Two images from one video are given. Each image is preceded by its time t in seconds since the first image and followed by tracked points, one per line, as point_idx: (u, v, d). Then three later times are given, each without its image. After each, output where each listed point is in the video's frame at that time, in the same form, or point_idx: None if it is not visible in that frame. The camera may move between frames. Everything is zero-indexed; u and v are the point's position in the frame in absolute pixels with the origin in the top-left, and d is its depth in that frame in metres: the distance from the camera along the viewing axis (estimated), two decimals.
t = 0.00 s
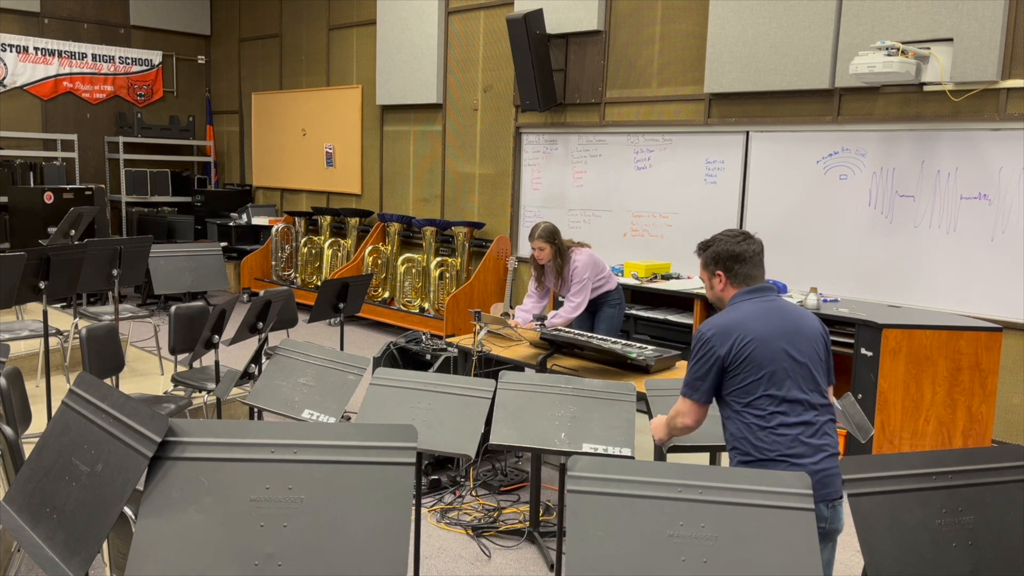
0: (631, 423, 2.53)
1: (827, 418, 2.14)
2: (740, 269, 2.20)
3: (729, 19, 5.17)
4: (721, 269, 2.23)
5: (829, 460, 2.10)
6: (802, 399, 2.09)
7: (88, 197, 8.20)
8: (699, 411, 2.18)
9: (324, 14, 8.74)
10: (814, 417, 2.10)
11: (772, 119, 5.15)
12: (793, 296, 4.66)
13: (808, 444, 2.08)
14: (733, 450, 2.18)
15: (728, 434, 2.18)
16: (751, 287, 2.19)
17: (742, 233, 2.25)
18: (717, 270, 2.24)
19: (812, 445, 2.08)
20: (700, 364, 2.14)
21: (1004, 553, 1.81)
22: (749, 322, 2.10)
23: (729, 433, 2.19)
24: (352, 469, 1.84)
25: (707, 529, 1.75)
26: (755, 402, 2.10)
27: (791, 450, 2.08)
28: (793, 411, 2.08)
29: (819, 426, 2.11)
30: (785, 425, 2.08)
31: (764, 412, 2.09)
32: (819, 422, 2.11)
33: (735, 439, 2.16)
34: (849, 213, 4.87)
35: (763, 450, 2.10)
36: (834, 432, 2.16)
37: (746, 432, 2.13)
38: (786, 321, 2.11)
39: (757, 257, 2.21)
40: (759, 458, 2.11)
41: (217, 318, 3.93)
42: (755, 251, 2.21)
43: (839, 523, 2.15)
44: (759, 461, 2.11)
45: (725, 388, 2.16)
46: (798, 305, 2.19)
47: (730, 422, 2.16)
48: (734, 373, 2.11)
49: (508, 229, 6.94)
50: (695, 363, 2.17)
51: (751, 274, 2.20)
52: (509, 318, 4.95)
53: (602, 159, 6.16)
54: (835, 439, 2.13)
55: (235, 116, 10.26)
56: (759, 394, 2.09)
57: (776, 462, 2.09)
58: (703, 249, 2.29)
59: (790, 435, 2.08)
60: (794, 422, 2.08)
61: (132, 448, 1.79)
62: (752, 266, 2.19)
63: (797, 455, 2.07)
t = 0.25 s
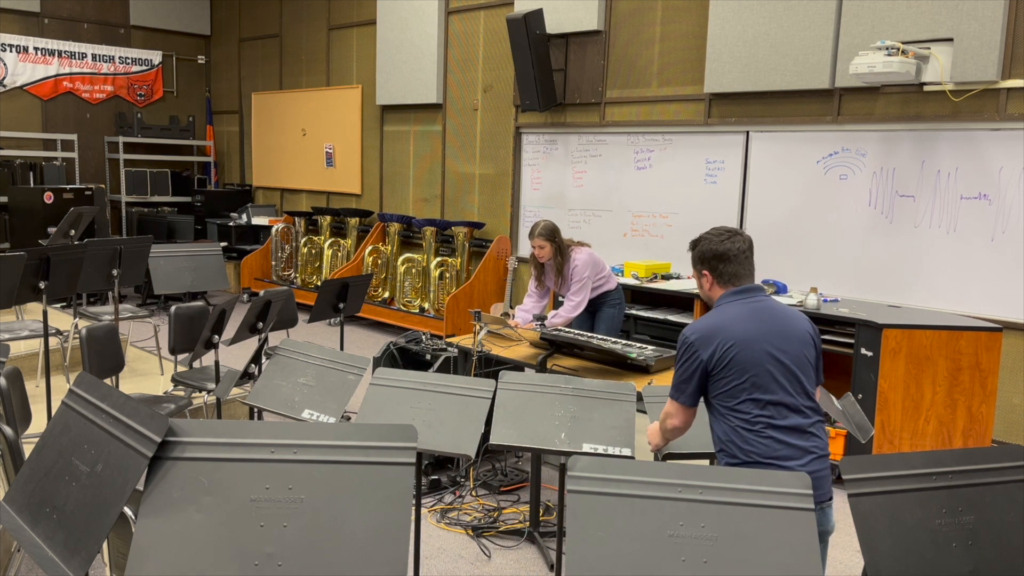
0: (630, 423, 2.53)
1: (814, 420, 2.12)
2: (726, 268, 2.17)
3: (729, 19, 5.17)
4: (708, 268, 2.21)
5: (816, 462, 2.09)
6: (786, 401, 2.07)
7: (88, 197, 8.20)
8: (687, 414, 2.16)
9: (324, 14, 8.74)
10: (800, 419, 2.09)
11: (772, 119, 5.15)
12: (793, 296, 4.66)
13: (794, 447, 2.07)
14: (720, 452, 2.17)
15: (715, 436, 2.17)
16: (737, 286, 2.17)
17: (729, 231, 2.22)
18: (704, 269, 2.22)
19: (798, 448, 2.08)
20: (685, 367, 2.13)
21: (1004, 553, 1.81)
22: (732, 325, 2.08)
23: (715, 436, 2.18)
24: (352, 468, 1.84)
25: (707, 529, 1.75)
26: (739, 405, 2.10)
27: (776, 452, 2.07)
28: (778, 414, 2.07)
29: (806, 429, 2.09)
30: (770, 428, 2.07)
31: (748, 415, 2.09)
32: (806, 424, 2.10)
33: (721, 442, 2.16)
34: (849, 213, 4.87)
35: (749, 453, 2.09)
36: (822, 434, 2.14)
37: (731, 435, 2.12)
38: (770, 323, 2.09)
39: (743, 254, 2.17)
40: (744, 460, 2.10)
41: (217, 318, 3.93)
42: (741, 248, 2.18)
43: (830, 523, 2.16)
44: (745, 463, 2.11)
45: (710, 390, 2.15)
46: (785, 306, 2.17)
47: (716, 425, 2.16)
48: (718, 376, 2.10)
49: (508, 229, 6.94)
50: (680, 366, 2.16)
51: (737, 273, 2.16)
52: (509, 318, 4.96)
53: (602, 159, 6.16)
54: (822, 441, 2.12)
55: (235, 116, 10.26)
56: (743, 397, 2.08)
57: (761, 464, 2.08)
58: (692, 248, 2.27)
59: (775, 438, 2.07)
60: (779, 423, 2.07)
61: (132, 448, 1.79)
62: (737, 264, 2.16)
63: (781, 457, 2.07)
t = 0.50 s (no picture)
0: (630, 423, 2.53)
1: (808, 422, 2.12)
2: (719, 269, 2.17)
3: (729, 19, 5.17)
4: (702, 269, 2.22)
5: (808, 464, 2.09)
6: (779, 403, 2.07)
7: (88, 197, 8.20)
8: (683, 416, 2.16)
9: (324, 14, 8.74)
10: (793, 420, 2.09)
11: (772, 119, 5.15)
12: (793, 296, 4.67)
13: (786, 449, 2.07)
14: (712, 453, 2.17)
15: (707, 436, 2.17)
16: (731, 287, 2.16)
17: (725, 231, 2.22)
18: (699, 270, 2.22)
19: (790, 449, 2.08)
20: (678, 367, 2.13)
21: (1004, 553, 1.81)
22: (725, 325, 2.07)
23: (708, 436, 2.18)
24: (352, 468, 1.84)
25: (707, 529, 1.75)
26: (731, 405, 2.09)
27: (767, 454, 2.07)
28: (770, 415, 2.07)
29: (799, 430, 2.09)
30: (762, 430, 2.07)
31: (739, 416, 2.09)
32: (798, 426, 2.09)
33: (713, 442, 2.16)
34: (849, 213, 4.87)
35: (740, 454, 2.09)
36: (816, 435, 2.14)
37: (722, 436, 2.12)
38: (764, 323, 2.08)
39: (737, 254, 2.17)
40: (735, 461, 2.10)
41: (217, 318, 3.93)
42: (734, 248, 2.17)
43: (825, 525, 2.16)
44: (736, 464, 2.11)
45: (703, 391, 2.15)
46: (780, 306, 2.16)
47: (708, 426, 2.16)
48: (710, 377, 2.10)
49: (508, 229, 6.94)
50: (673, 367, 2.16)
51: (730, 273, 2.16)
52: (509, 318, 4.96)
53: (602, 159, 6.16)
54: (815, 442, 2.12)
55: (235, 116, 10.26)
56: (736, 398, 2.08)
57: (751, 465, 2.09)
58: (687, 249, 2.28)
59: (767, 439, 2.07)
60: (771, 425, 2.07)
61: (132, 448, 1.79)
62: (730, 265, 2.16)
63: (772, 458, 2.06)
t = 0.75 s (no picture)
0: (631, 423, 2.53)
1: (813, 420, 2.12)
2: (710, 272, 2.16)
3: (729, 19, 5.17)
4: (698, 271, 2.21)
5: (814, 462, 2.09)
6: (781, 402, 2.07)
7: (88, 197, 8.20)
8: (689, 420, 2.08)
9: (324, 14, 8.74)
10: (797, 419, 2.09)
11: (772, 119, 5.15)
12: (793, 296, 4.67)
13: (791, 449, 2.07)
14: (717, 454, 2.18)
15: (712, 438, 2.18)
16: (724, 290, 2.15)
17: (720, 232, 2.19)
18: (698, 272, 2.22)
19: (795, 449, 2.08)
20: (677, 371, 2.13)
21: (1004, 553, 1.81)
22: (723, 328, 2.07)
23: (712, 437, 2.19)
24: (352, 468, 1.84)
25: (707, 529, 1.74)
26: (734, 407, 2.10)
27: (772, 454, 2.07)
28: (773, 416, 2.07)
29: (803, 429, 2.09)
30: (766, 431, 2.08)
31: (743, 417, 2.09)
32: (803, 424, 2.09)
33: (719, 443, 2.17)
34: (849, 213, 4.87)
35: (745, 455, 2.09)
36: (822, 432, 2.14)
37: (727, 437, 2.12)
38: (763, 325, 2.07)
39: (727, 257, 2.14)
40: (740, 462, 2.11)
41: (217, 318, 3.92)
42: (724, 250, 2.15)
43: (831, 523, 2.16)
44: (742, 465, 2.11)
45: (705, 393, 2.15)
46: (780, 304, 2.14)
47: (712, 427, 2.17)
48: (711, 380, 2.09)
49: (508, 229, 6.94)
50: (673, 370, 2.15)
51: (721, 276, 2.15)
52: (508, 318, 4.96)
53: (602, 159, 6.16)
54: (821, 441, 2.11)
55: (235, 116, 10.26)
56: (737, 401, 2.08)
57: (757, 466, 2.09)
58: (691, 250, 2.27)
59: (772, 440, 2.07)
60: (775, 426, 2.07)
61: (132, 448, 1.79)
62: (719, 268, 2.14)
63: (777, 458, 2.07)
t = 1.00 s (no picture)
0: (631, 423, 2.53)
1: (835, 424, 2.11)
2: (734, 274, 2.19)
3: (729, 19, 5.17)
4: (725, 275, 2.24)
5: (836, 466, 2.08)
6: (803, 404, 2.07)
7: (88, 197, 8.20)
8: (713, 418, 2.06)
9: (324, 14, 8.74)
10: (819, 422, 2.09)
11: (773, 119, 5.15)
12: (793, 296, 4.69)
13: (813, 451, 2.07)
14: (737, 455, 2.17)
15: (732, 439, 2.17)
16: (747, 292, 2.17)
17: (747, 236, 2.21)
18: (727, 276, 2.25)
19: (816, 451, 2.07)
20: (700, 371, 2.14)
21: (1003, 553, 1.81)
22: (747, 328, 2.08)
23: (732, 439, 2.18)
24: (352, 468, 1.84)
25: (707, 529, 1.74)
26: (756, 408, 2.09)
27: (794, 456, 2.07)
28: (795, 418, 2.07)
29: (825, 432, 2.09)
30: (788, 432, 2.07)
31: (764, 418, 2.08)
32: (825, 428, 2.09)
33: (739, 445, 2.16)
34: (849, 213, 4.87)
35: (766, 456, 2.09)
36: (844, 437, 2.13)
37: (747, 438, 2.12)
38: (787, 326, 2.08)
39: (750, 259, 2.16)
40: (761, 464, 2.10)
41: (217, 318, 3.92)
42: (748, 253, 2.17)
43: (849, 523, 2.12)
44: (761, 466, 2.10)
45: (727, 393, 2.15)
46: (804, 307, 2.15)
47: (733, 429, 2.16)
48: (735, 380, 2.09)
49: (508, 229, 6.94)
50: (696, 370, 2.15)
51: (744, 278, 2.17)
52: (507, 318, 4.96)
53: (602, 159, 6.16)
54: (843, 445, 2.11)
55: (235, 116, 10.27)
56: (760, 402, 2.08)
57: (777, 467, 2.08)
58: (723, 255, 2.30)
59: (793, 442, 2.07)
60: (796, 427, 2.07)
61: (132, 448, 1.79)
62: (744, 271, 2.16)
63: (798, 460, 2.06)
